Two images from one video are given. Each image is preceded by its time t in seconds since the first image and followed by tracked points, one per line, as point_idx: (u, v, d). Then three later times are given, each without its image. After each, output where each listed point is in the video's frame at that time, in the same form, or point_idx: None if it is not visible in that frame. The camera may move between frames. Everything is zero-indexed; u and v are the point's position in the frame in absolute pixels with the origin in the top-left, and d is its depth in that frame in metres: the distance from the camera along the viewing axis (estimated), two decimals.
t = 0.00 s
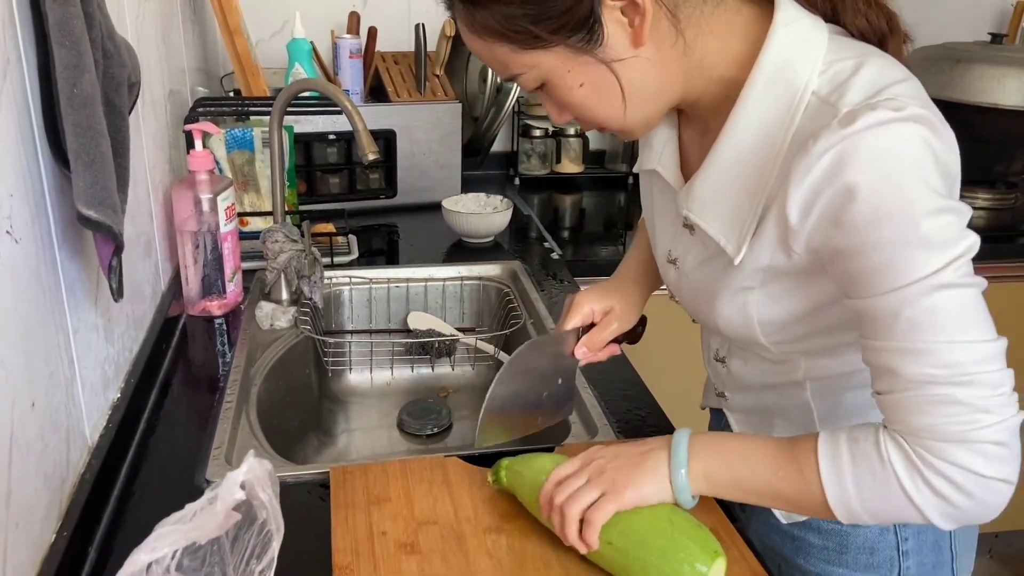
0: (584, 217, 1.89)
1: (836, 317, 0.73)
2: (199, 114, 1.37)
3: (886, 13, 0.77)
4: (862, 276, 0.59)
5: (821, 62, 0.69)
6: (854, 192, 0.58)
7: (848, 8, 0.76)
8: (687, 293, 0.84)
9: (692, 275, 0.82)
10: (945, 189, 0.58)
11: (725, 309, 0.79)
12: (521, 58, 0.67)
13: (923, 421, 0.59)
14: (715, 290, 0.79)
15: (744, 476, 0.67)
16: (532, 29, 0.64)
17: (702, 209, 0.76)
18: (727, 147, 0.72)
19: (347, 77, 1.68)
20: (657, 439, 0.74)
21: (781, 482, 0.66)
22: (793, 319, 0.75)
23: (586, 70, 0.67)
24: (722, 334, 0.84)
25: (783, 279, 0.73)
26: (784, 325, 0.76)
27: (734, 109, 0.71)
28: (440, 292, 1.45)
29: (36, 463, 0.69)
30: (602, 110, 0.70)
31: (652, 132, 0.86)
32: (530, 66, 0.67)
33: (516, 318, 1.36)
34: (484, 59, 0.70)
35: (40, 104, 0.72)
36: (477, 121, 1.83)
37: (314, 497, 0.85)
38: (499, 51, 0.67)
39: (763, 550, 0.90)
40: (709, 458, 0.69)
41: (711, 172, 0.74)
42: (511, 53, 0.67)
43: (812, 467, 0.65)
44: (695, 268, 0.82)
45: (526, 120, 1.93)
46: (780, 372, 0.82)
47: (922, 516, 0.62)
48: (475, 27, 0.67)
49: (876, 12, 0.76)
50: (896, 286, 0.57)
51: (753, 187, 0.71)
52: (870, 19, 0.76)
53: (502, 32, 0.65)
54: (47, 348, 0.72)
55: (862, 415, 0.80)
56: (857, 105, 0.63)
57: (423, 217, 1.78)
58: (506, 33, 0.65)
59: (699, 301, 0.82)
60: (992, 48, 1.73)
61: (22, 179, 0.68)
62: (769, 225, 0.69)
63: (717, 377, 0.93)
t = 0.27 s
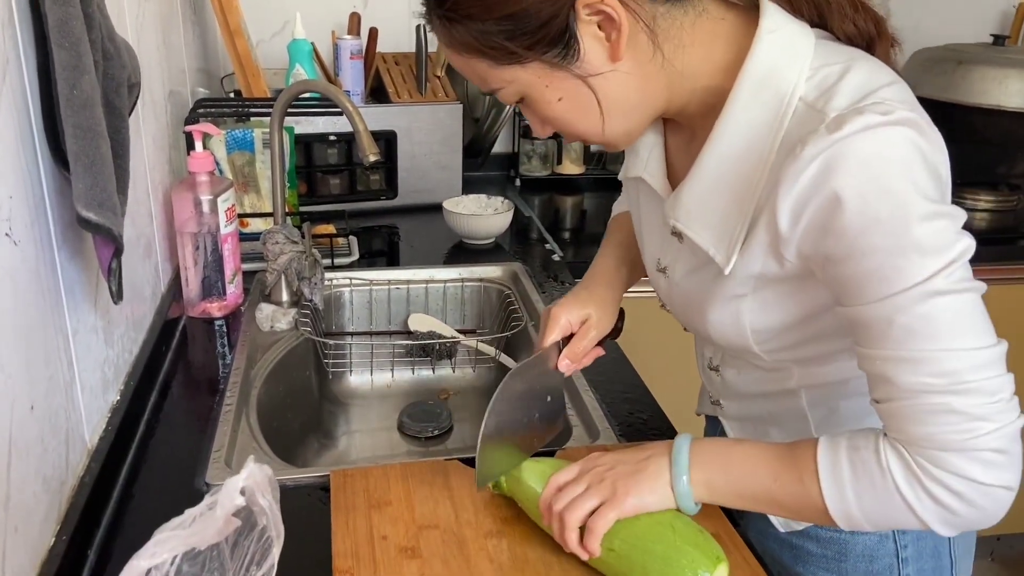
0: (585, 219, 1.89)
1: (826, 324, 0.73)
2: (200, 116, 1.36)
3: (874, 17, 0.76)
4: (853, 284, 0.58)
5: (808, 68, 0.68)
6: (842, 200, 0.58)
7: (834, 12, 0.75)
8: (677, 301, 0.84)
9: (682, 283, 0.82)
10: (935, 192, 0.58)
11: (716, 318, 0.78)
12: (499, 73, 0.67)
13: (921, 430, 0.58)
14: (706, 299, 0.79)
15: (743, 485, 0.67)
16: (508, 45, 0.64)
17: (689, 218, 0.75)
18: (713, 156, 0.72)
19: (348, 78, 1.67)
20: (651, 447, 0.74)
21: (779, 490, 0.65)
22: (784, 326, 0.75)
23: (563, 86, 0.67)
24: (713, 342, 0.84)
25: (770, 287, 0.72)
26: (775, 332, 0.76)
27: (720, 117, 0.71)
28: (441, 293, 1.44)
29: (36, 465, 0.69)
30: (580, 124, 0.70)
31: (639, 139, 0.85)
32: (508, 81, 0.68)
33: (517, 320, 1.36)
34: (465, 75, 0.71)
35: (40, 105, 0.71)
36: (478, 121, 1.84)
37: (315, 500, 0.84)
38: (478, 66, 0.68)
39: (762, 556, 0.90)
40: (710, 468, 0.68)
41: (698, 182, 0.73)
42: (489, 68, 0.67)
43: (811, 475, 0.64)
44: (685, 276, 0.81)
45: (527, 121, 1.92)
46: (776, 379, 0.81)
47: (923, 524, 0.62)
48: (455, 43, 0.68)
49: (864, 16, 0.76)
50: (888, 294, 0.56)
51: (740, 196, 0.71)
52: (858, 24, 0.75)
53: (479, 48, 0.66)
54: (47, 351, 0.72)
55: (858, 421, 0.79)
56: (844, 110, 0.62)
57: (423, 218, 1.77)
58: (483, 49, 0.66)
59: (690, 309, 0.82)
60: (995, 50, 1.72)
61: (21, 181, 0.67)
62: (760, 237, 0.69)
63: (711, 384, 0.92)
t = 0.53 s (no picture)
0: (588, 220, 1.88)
1: (821, 334, 0.73)
2: (202, 116, 1.36)
3: (869, 22, 0.76)
4: (858, 295, 0.58)
5: (804, 77, 0.68)
6: (844, 211, 0.57)
7: (829, 20, 0.74)
8: (675, 312, 0.83)
9: (680, 294, 0.81)
10: (938, 199, 0.57)
11: (715, 329, 0.78)
12: (488, 96, 0.67)
13: (929, 440, 0.58)
14: (704, 309, 0.78)
15: (749, 491, 0.66)
16: (497, 69, 0.64)
17: (685, 230, 0.75)
18: (709, 168, 0.71)
19: (350, 80, 1.67)
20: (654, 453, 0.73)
21: (786, 497, 0.65)
22: (782, 337, 0.74)
23: (554, 106, 0.67)
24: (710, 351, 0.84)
25: (770, 297, 0.72)
26: (773, 342, 0.75)
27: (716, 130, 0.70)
28: (443, 295, 1.44)
29: (37, 469, 0.68)
30: (573, 144, 0.70)
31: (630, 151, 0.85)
32: (498, 102, 0.68)
33: (520, 321, 1.35)
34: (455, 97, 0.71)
35: (42, 105, 0.71)
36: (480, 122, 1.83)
37: (318, 503, 0.84)
38: (467, 88, 0.67)
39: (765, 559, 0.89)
40: (714, 473, 0.68)
41: (694, 195, 0.73)
42: (479, 90, 0.67)
43: (818, 484, 0.63)
44: (682, 286, 0.81)
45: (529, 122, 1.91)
46: (775, 386, 0.81)
47: (932, 533, 0.61)
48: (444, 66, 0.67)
49: (859, 22, 0.75)
50: (893, 304, 0.56)
51: (738, 208, 0.71)
52: (853, 30, 0.74)
53: (468, 71, 0.65)
54: (49, 353, 0.72)
55: (861, 426, 0.79)
56: (843, 120, 0.62)
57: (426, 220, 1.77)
58: (472, 72, 0.65)
59: (689, 320, 0.82)
60: (998, 51, 1.72)
61: (23, 181, 0.67)
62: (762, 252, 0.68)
63: (708, 391, 0.92)
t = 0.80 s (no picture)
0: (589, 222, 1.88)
1: (820, 339, 0.73)
2: (203, 117, 1.36)
3: (867, 26, 0.75)
4: (858, 302, 0.58)
5: (803, 81, 0.67)
6: (845, 218, 0.57)
7: (827, 25, 0.74)
8: (674, 317, 0.83)
9: (679, 299, 0.81)
10: (938, 204, 0.57)
11: (715, 335, 0.78)
12: (486, 110, 0.67)
13: (930, 446, 0.58)
14: (704, 316, 0.78)
15: (750, 494, 0.66)
16: (495, 84, 0.64)
17: (683, 237, 0.74)
18: (707, 176, 0.71)
19: (351, 81, 1.67)
20: (655, 454, 0.73)
21: (788, 501, 0.65)
22: (782, 342, 0.74)
23: (553, 120, 0.66)
24: (710, 356, 0.83)
25: (770, 304, 0.72)
26: (773, 347, 0.75)
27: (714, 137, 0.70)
28: (444, 296, 1.44)
29: (38, 471, 0.68)
30: (572, 156, 0.69)
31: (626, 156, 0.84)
32: (496, 117, 0.67)
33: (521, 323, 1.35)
34: (452, 111, 0.71)
35: (43, 106, 0.71)
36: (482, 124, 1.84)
37: (319, 505, 0.83)
38: (464, 103, 0.67)
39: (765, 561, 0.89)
40: (716, 476, 0.68)
41: (692, 202, 0.73)
42: (477, 105, 0.67)
43: (821, 489, 0.63)
44: (681, 292, 0.81)
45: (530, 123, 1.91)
46: (775, 390, 0.81)
47: (932, 537, 0.61)
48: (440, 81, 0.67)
49: (858, 27, 0.74)
50: (894, 311, 0.56)
51: (737, 215, 0.70)
52: (852, 35, 0.74)
53: (465, 86, 0.65)
54: (50, 356, 0.71)
55: (861, 429, 0.79)
56: (844, 125, 0.61)
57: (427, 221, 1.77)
58: (469, 87, 0.65)
59: (688, 325, 0.81)
60: (1000, 53, 1.72)
61: (24, 183, 0.67)
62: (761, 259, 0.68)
63: (707, 395, 0.92)
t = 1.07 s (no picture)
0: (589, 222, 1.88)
1: (820, 333, 0.73)
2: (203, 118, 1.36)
3: (863, 22, 0.75)
4: (858, 291, 0.58)
5: (801, 76, 0.67)
6: (845, 206, 0.57)
7: (823, 21, 0.73)
8: (675, 315, 0.83)
9: (680, 296, 0.80)
10: (937, 193, 0.57)
11: (717, 332, 0.77)
12: (485, 103, 0.67)
13: (930, 436, 0.57)
14: (705, 313, 0.78)
15: (751, 495, 0.66)
16: (495, 77, 0.64)
17: (683, 231, 0.74)
18: (707, 170, 0.70)
19: (351, 82, 1.67)
20: (657, 456, 0.73)
21: (791, 498, 0.64)
22: (783, 337, 0.74)
23: (552, 113, 0.66)
24: (711, 353, 0.83)
25: (772, 299, 0.72)
26: (774, 342, 0.75)
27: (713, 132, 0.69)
28: (444, 297, 1.44)
29: (38, 473, 0.68)
30: (571, 149, 0.69)
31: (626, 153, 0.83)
32: (496, 110, 0.67)
33: (521, 324, 1.35)
34: (452, 104, 0.70)
35: (43, 107, 0.71)
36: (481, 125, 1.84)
37: (320, 506, 0.83)
38: (464, 95, 0.67)
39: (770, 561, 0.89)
40: (717, 476, 0.67)
41: (691, 197, 0.72)
42: (477, 98, 0.67)
43: (822, 484, 0.63)
44: (682, 289, 0.80)
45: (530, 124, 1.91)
46: (778, 386, 0.81)
47: (935, 529, 0.61)
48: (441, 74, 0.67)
49: (853, 23, 0.74)
50: (894, 299, 0.55)
51: (737, 209, 0.70)
52: (848, 31, 0.74)
53: (466, 79, 0.65)
54: (50, 358, 0.71)
55: (862, 427, 0.79)
56: (842, 117, 0.61)
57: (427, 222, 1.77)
58: (469, 80, 0.65)
59: (689, 323, 0.81)
60: (1000, 54, 1.72)
61: (23, 184, 0.67)
62: (763, 253, 0.68)
63: (709, 395, 0.92)
